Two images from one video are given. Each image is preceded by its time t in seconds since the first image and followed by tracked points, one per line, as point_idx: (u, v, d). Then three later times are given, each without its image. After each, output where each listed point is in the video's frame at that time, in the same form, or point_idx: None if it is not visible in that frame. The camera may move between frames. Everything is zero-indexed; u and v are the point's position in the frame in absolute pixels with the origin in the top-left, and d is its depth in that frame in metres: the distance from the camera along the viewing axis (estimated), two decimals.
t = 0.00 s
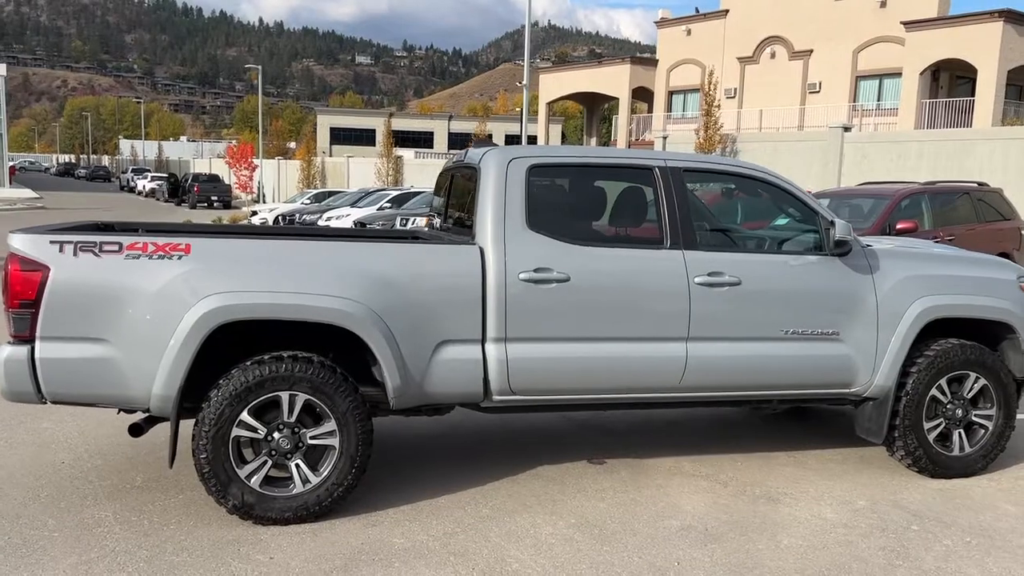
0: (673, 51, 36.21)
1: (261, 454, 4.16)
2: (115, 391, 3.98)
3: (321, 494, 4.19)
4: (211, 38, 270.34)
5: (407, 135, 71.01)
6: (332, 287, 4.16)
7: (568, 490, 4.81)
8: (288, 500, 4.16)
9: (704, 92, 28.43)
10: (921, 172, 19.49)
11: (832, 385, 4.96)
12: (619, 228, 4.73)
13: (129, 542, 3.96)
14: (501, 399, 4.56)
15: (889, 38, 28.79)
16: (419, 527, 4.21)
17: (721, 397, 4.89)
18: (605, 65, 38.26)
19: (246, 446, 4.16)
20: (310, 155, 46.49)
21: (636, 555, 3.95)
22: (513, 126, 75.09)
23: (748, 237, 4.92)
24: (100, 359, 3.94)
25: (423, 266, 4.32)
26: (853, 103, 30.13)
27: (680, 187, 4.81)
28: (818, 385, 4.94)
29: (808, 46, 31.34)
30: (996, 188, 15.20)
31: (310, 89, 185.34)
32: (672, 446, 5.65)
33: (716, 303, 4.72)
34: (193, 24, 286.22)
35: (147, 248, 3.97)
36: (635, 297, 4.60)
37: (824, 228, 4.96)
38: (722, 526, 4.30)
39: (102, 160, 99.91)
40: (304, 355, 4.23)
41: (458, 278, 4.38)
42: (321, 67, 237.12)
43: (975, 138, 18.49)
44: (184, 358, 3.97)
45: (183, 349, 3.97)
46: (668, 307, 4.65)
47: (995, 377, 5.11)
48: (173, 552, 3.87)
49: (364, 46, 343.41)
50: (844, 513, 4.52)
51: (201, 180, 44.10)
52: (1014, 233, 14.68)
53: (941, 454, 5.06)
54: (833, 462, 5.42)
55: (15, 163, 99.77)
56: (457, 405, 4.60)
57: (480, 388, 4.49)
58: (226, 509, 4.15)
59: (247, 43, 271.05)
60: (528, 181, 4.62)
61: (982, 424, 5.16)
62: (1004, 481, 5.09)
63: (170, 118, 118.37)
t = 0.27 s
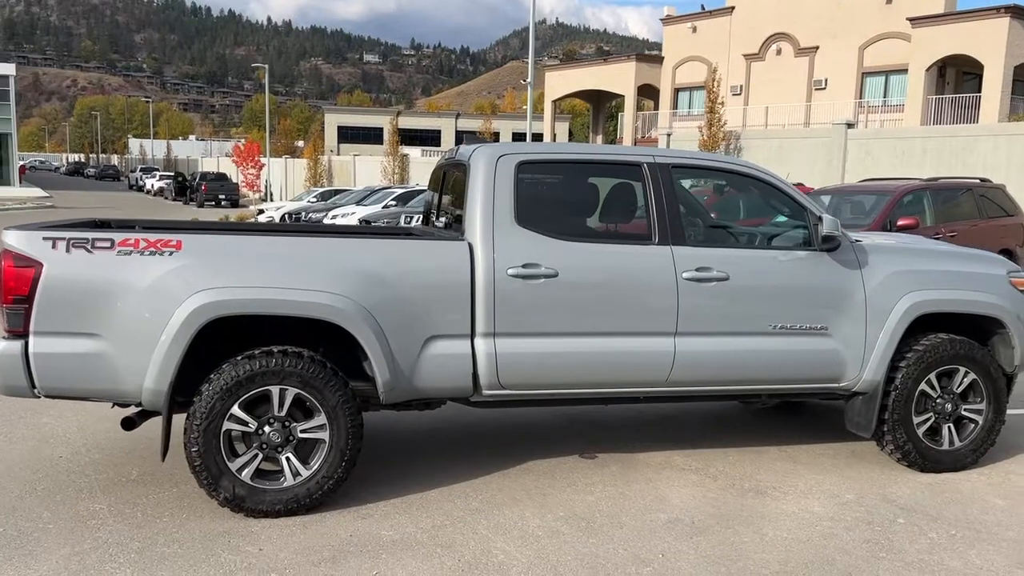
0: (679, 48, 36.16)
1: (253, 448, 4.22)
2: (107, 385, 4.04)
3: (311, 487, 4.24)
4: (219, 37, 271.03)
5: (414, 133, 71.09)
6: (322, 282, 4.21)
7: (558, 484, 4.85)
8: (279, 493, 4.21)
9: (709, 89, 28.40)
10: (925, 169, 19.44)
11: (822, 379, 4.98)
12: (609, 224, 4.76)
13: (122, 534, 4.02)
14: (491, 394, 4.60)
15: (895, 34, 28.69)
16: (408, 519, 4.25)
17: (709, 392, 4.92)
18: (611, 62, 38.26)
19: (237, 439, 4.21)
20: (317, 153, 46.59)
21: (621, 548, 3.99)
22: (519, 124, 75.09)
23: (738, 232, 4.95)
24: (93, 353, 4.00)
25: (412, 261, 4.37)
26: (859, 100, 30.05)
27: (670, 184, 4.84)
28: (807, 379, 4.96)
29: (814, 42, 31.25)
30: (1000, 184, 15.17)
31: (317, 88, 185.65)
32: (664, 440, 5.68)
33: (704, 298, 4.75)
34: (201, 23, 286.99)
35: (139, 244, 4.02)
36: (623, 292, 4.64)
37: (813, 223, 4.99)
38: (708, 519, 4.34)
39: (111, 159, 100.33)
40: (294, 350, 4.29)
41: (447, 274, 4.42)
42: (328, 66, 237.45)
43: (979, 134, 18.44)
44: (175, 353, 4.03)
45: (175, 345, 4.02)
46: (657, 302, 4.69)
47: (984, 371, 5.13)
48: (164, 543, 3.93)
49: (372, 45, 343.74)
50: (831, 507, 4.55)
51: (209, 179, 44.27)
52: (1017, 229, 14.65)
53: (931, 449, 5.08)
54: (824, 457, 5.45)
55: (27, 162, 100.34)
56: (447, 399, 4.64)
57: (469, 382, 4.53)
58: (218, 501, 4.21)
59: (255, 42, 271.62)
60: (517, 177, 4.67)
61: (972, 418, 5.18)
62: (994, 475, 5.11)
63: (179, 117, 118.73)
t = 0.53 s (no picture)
0: (683, 46, 36.10)
1: (246, 444, 4.24)
2: (101, 381, 4.07)
3: (304, 483, 4.27)
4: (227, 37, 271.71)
5: (421, 132, 71.11)
6: (315, 279, 4.23)
7: (552, 480, 4.86)
8: (272, 489, 4.24)
9: (714, 87, 28.36)
10: (930, 165, 19.37)
11: (815, 376, 4.99)
12: (601, 221, 4.78)
13: (115, 530, 4.05)
14: (484, 390, 4.62)
15: (901, 31, 28.59)
16: (401, 514, 4.28)
17: (702, 389, 4.94)
18: (616, 60, 38.23)
19: (231, 435, 4.24)
20: (323, 152, 46.65)
21: (613, 543, 4.00)
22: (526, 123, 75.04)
23: (732, 229, 4.96)
24: (87, 350, 4.04)
25: (404, 259, 4.39)
26: (865, 97, 29.95)
27: (662, 180, 4.85)
28: (801, 375, 4.97)
29: (820, 39, 31.15)
30: (1004, 181, 15.11)
31: (324, 87, 185.83)
32: (659, 436, 5.70)
33: (697, 294, 4.76)
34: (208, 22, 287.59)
35: (132, 241, 4.06)
36: (615, 288, 4.65)
37: (806, 220, 4.99)
38: (700, 514, 4.35)
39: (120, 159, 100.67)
40: (287, 346, 4.31)
41: (439, 270, 4.44)
42: (335, 64, 237.66)
43: (984, 131, 18.38)
44: (169, 349, 4.06)
45: (168, 342, 4.05)
46: (649, 298, 4.70)
47: (979, 367, 5.13)
48: (157, 538, 3.96)
49: (379, 44, 344.06)
50: (823, 502, 4.56)
51: (216, 178, 44.38)
52: (1022, 226, 14.60)
53: (925, 444, 5.08)
54: (819, 453, 5.45)
55: (36, 162, 100.69)
56: (440, 395, 4.66)
57: (462, 379, 4.55)
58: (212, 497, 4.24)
59: (263, 42, 272.10)
60: (510, 174, 4.69)
61: (966, 414, 5.18)
62: (988, 471, 5.11)
63: (187, 117, 119.01)
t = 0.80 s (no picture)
0: (687, 45, 36.04)
1: (235, 443, 4.24)
2: (89, 380, 4.07)
3: (293, 483, 4.26)
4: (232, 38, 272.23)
5: (425, 132, 71.12)
6: (303, 278, 4.23)
7: (543, 478, 4.85)
8: (261, 488, 4.23)
9: (717, 85, 28.30)
10: (932, 164, 19.31)
11: (808, 374, 4.97)
12: (593, 220, 4.76)
13: (103, 530, 4.05)
14: (474, 389, 4.61)
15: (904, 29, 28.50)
16: (390, 514, 4.27)
17: (693, 387, 4.92)
18: (619, 59, 38.21)
19: (220, 434, 4.24)
20: (326, 152, 46.69)
21: (601, 542, 3.99)
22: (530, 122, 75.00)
23: (725, 228, 4.94)
24: (76, 348, 4.04)
25: (393, 257, 4.38)
26: (869, 96, 29.86)
27: (653, 179, 4.84)
28: (793, 374, 4.95)
29: (824, 38, 31.06)
30: (1006, 179, 15.05)
31: (329, 87, 186.03)
32: (652, 435, 5.68)
33: (688, 292, 4.74)
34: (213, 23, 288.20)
35: (121, 241, 4.06)
36: (605, 287, 4.64)
37: (799, 218, 4.97)
38: (691, 513, 4.33)
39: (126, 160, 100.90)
40: (276, 345, 4.30)
41: (429, 269, 4.42)
42: (341, 65, 237.93)
43: (987, 129, 18.30)
44: (157, 347, 4.06)
45: (157, 341, 4.05)
46: (640, 295, 4.68)
47: (973, 366, 5.10)
48: (145, 537, 3.96)
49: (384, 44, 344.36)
50: (815, 501, 4.54)
51: (220, 178, 44.44)
52: None
53: (919, 443, 5.05)
54: (813, 451, 5.43)
55: (42, 163, 100.98)
56: (431, 394, 4.65)
57: (452, 378, 4.54)
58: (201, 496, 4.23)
59: (268, 42, 272.55)
60: (500, 172, 4.67)
61: (961, 412, 5.15)
62: (983, 471, 5.08)
63: (192, 117, 119.21)
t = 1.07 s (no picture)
0: (688, 46, 36.01)
1: (219, 447, 4.22)
2: (72, 384, 4.05)
3: (277, 486, 4.24)
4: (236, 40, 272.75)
5: (428, 134, 71.18)
6: (288, 280, 4.20)
7: (531, 482, 4.82)
8: (245, 491, 4.22)
9: (718, 86, 28.26)
10: (932, 164, 19.26)
11: (798, 377, 4.94)
12: (581, 222, 4.73)
13: (86, 534, 4.03)
14: (461, 392, 4.58)
15: (906, 30, 28.43)
16: (374, 518, 4.24)
17: (682, 390, 4.89)
18: (621, 61, 38.22)
19: (204, 438, 4.22)
20: (328, 154, 46.71)
21: (585, 547, 3.96)
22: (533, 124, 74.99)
23: (714, 229, 4.92)
24: (58, 353, 4.02)
25: (378, 260, 4.35)
26: (871, 96, 29.78)
27: (641, 180, 4.81)
28: (783, 377, 4.92)
29: (825, 38, 31.00)
30: (1006, 180, 14.99)
31: (333, 89, 186.31)
32: (643, 438, 5.65)
33: (677, 295, 4.71)
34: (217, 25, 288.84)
35: (103, 243, 4.04)
36: (592, 289, 4.61)
37: (788, 219, 4.94)
38: (678, 517, 4.30)
39: (130, 162, 101.12)
40: (260, 349, 4.28)
41: (414, 272, 4.40)
42: (345, 67, 238.27)
43: (987, 130, 18.25)
44: (140, 351, 4.04)
45: (140, 344, 4.03)
46: (628, 298, 4.65)
47: (965, 368, 5.06)
48: (126, 542, 3.94)
49: (388, 46, 344.80)
50: (803, 505, 4.50)
51: (223, 180, 44.49)
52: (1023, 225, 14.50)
53: (910, 446, 5.01)
54: (804, 455, 5.39)
55: (47, 165, 101.22)
56: (417, 398, 4.62)
57: (438, 381, 4.51)
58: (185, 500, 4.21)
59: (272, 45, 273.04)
60: (486, 175, 4.65)
61: (953, 415, 5.11)
62: (974, 474, 5.05)
63: (197, 120, 119.43)
